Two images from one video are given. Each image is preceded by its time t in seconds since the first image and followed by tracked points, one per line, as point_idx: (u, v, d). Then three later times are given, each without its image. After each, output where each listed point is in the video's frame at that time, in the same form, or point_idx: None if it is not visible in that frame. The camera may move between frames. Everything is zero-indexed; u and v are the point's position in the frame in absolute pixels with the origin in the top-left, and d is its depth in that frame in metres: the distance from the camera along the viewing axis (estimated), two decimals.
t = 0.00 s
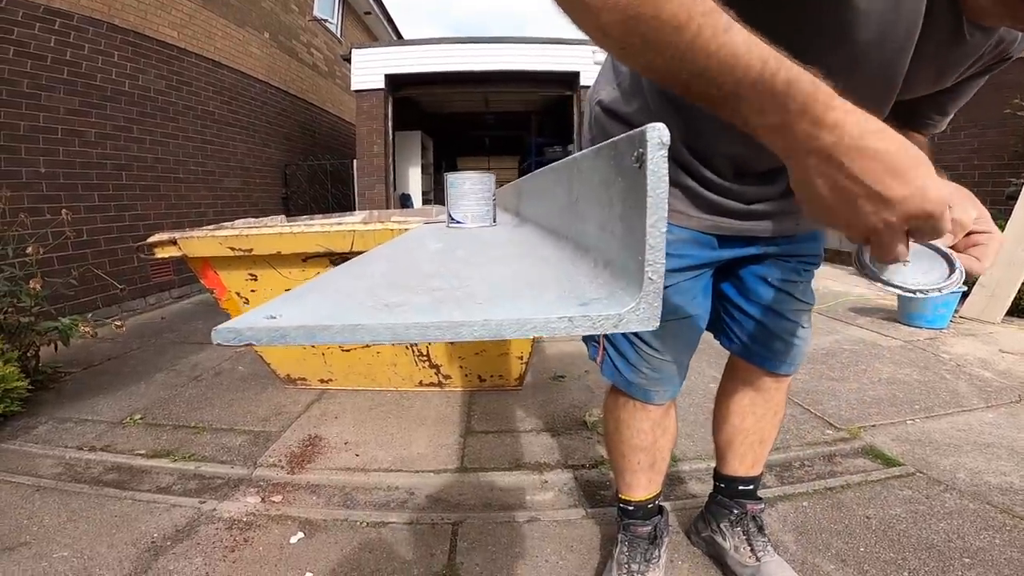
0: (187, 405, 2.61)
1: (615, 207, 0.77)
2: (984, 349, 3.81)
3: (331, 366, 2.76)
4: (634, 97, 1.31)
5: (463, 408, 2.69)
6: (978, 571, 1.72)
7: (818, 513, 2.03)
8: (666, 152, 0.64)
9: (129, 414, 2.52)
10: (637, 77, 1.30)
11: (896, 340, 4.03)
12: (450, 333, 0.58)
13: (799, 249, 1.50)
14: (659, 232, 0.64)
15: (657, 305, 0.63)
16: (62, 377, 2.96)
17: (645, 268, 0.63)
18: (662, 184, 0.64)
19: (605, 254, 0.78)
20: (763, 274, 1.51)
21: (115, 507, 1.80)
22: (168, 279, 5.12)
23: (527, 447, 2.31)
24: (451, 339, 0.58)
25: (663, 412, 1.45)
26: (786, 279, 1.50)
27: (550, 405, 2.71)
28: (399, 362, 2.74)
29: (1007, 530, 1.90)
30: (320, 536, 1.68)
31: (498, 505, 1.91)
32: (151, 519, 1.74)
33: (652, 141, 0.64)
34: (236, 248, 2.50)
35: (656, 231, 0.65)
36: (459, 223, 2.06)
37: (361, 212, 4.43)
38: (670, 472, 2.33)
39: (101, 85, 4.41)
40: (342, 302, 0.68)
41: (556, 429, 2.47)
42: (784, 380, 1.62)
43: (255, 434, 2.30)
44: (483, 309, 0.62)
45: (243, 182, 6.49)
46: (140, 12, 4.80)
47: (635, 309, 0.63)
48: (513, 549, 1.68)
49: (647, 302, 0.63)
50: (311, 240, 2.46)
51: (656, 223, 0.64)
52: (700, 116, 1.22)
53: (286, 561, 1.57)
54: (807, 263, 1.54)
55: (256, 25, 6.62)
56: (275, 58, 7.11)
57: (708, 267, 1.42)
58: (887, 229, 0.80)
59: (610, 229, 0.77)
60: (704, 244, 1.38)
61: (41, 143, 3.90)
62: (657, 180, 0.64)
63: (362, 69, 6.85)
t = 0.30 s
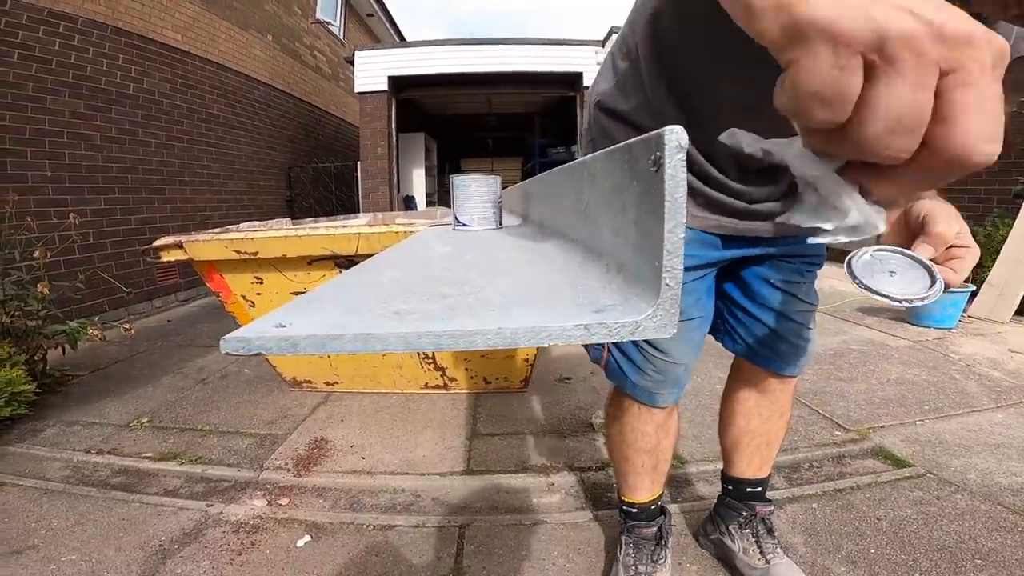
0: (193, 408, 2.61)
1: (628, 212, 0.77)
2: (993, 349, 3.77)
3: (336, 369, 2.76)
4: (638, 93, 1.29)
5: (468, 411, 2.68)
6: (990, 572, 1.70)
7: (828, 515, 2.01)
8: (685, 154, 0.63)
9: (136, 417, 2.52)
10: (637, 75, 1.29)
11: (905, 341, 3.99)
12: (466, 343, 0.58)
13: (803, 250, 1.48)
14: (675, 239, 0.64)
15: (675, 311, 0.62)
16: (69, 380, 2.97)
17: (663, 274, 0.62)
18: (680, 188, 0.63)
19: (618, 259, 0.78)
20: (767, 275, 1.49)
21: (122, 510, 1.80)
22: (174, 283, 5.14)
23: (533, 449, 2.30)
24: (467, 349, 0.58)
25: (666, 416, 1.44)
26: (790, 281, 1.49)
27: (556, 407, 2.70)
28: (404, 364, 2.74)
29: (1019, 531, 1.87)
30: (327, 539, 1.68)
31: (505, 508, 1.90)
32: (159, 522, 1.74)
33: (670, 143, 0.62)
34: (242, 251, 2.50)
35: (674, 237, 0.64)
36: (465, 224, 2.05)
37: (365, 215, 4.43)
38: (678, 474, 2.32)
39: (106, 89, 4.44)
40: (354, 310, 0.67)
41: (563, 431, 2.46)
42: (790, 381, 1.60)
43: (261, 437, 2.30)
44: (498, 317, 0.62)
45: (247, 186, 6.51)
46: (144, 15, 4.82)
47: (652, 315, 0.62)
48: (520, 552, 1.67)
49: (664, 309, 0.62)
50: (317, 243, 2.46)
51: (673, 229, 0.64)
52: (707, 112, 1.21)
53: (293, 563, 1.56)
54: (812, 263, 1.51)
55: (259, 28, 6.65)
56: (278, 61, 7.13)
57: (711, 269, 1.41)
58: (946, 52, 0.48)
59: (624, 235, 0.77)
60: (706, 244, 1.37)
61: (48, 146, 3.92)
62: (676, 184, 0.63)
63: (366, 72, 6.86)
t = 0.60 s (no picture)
0: (230, 416, 2.71)
1: (631, 207, 0.76)
2: None
3: (366, 378, 2.83)
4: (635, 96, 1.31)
5: (495, 417, 2.70)
6: None
7: (869, 520, 1.96)
8: (677, 145, 0.60)
9: (177, 426, 2.63)
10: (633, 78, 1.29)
11: (949, 339, 3.85)
12: (459, 343, 0.57)
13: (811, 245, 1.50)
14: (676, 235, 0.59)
15: (676, 308, 0.59)
16: (115, 391, 3.13)
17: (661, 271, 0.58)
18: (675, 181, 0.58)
19: (624, 256, 0.77)
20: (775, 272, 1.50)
21: (163, 515, 1.89)
22: (213, 296, 5.33)
23: (559, 455, 2.30)
24: (460, 349, 0.57)
25: (684, 416, 1.44)
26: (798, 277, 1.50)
27: (583, 413, 2.70)
28: (432, 371, 2.78)
29: None
30: (356, 543, 1.72)
31: (531, 514, 1.92)
32: (196, 526, 1.82)
33: (662, 136, 0.60)
34: (273, 264, 2.59)
35: (670, 230, 0.59)
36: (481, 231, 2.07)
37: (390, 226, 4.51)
38: (708, 479, 2.29)
39: (141, 107, 4.66)
40: (358, 315, 0.69)
41: (589, 436, 2.46)
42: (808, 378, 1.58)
43: (294, 445, 2.37)
44: (496, 316, 0.62)
45: (279, 200, 6.70)
46: (172, 34, 5.01)
47: (653, 312, 0.60)
48: (548, 558, 1.67)
49: (664, 305, 0.59)
50: (343, 254, 2.53)
51: (669, 222, 0.59)
52: (699, 108, 1.23)
53: (323, 567, 1.61)
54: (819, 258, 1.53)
55: (283, 44, 6.85)
56: (303, 76, 7.32)
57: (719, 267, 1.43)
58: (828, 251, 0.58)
59: (631, 233, 0.74)
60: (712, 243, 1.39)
61: (89, 164, 4.13)
62: (669, 176, 0.59)
63: (388, 83, 6.96)
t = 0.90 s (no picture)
0: (278, 426, 2.86)
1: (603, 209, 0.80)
2: None
3: (403, 388, 2.93)
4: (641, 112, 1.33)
5: (529, 425, 2.75)
6: None
7: (923, 526, 1.90)
8: (625, 144, 0.68)
9: (229, 435, 2.79)
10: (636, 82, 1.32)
11: (1014, 337, 3.64)
12: (431, 339, 0.63)
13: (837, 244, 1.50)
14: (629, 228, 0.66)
15: (636, 302, 0.63)
16: (175, 402, 3.35)
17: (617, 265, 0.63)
18: (623, 178, 0.67)
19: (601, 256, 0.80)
20: (796, 272, 1.52)
21: (213, 518, 2.03)
22: (263, 312, 5.59)
23: (591, 462, 2.33)
24: (432, 345, 0.63)
25: (709, 419, 1.45)
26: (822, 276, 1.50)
27: (618, 420, 2.72)
28: (466, 381, 2.86)
29: None
30: (388, 547, 1.80)
31: (563, 520, 1.95)
32: (242, 529, 1.94)
33: (609, 135, 0.68)
34: (312, 279, 2.73)
35: (625, 227, 0.65)
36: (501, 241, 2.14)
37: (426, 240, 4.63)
38: (746, 486, 2.27)
39: (190, 130, 4.98)
40: (348, 318, 0.76)
41: (622, 443, 2.48)
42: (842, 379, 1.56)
43: (335, 452, 2.48)
44: (469, 314, 0.67)
45: (321, 218, 6.97)
46: (212, 58, 5.32)
47: (614, 307, 0.63)
48: (577, 564, 1.71)
49: (624, 299, 0.63)
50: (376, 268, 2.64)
51: (623, 216, 0.66)
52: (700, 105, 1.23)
53: (356, 569, 1.69)
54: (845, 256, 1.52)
55: (316, 65, 7.15)
56: (337, 95, 7.61)
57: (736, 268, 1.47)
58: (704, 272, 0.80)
59: (602, 233, 0.79)
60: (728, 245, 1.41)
61: (146, 188, 4.47)
62: (619, 175, 0.67)
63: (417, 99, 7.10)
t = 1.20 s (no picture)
0: (327, 433, 2.99)
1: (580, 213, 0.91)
2: None
3: (444, 395, 3.01)
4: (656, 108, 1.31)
5: (568, 431, 2.78)
6: None
7: (986, 531, 1.81)
8: (589, 142, 0.78)
9: (283, 441, 2.95)
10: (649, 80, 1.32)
11: None
12: (428, 325, 0.78)
13: (872, 235, 1.46)
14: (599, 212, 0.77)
15: (609, 286, 0.74)
16: (235, 411, 3.56)
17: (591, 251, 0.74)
18: (591, 170, 0.78)
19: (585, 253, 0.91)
20: (832, 264, 1.45)
21: (265, 520, 2.16)
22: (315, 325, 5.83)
23: (630, 467, 2.34)
24: (429, 329, 0.78)
25: (744, 417, 1.45)
26: (860, 268, 1.44)
27: (658, 425, 2.71)
28: (504, 388, 2.91)
29: None
30: (425, 549, 1.87)
31: (599, 525, 1.97)
32: (291, 530, 2.06)
33: (575, 135, 0.78)
34: (356, 291, 2.85)
35: (594, 217, 0.77)
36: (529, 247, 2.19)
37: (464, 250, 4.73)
38: (794, 490, 2.22)
39: (242, 151, 5.28)
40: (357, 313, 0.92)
41: (662, 448, 2.47)
42: (889, 375, 1.51)
43: (379, 458, 2.58)
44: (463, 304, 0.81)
45: (366, 232, 7.20)
46: (257, 81, 5.61)
47: (590, 291, 0.74)
48: (613, 567, 1.72)
49: (600, 284, 0.74)
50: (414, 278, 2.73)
51: (592, 207, 0.77)
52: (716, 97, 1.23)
53: (395, 569, 1.77)
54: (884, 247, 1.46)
55: (354, 83, 7.41)
56: (375, 111, 7.86)
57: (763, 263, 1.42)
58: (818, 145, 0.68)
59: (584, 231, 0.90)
60: (753, 239, 1.38)
61: (206, 209, 4.77)
62: (587, 169, 0.78)
63: (451, 114, 7.26)
